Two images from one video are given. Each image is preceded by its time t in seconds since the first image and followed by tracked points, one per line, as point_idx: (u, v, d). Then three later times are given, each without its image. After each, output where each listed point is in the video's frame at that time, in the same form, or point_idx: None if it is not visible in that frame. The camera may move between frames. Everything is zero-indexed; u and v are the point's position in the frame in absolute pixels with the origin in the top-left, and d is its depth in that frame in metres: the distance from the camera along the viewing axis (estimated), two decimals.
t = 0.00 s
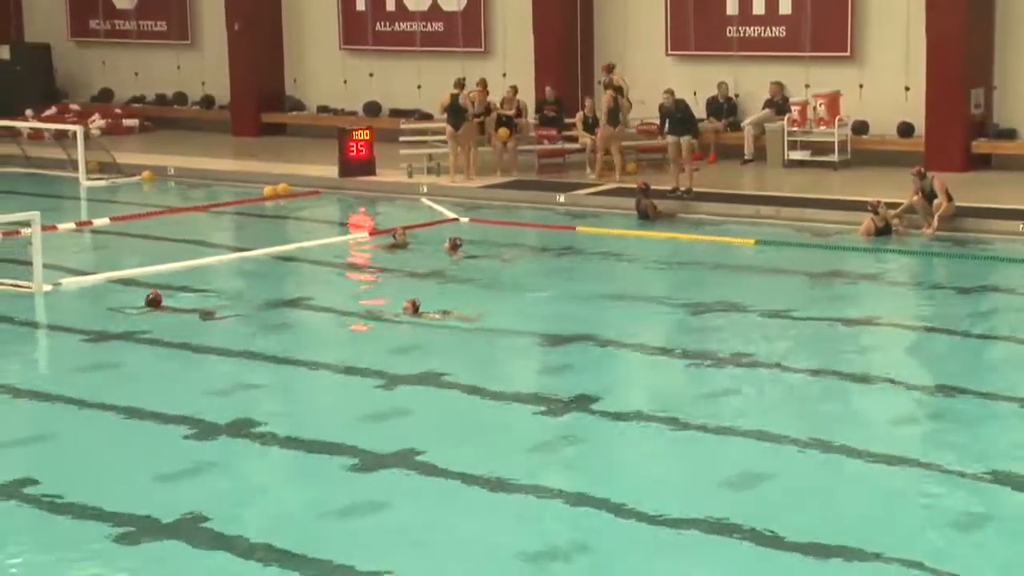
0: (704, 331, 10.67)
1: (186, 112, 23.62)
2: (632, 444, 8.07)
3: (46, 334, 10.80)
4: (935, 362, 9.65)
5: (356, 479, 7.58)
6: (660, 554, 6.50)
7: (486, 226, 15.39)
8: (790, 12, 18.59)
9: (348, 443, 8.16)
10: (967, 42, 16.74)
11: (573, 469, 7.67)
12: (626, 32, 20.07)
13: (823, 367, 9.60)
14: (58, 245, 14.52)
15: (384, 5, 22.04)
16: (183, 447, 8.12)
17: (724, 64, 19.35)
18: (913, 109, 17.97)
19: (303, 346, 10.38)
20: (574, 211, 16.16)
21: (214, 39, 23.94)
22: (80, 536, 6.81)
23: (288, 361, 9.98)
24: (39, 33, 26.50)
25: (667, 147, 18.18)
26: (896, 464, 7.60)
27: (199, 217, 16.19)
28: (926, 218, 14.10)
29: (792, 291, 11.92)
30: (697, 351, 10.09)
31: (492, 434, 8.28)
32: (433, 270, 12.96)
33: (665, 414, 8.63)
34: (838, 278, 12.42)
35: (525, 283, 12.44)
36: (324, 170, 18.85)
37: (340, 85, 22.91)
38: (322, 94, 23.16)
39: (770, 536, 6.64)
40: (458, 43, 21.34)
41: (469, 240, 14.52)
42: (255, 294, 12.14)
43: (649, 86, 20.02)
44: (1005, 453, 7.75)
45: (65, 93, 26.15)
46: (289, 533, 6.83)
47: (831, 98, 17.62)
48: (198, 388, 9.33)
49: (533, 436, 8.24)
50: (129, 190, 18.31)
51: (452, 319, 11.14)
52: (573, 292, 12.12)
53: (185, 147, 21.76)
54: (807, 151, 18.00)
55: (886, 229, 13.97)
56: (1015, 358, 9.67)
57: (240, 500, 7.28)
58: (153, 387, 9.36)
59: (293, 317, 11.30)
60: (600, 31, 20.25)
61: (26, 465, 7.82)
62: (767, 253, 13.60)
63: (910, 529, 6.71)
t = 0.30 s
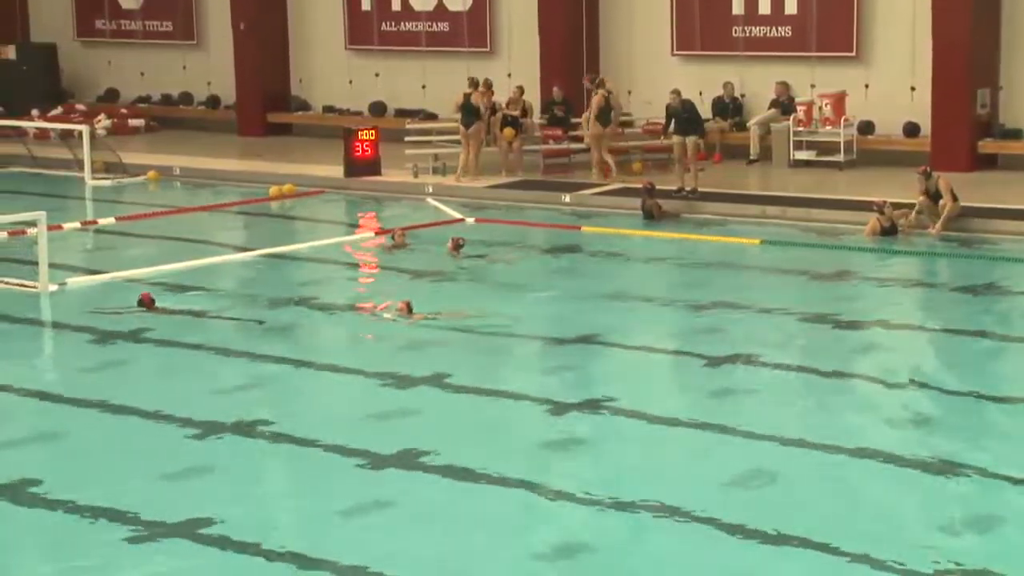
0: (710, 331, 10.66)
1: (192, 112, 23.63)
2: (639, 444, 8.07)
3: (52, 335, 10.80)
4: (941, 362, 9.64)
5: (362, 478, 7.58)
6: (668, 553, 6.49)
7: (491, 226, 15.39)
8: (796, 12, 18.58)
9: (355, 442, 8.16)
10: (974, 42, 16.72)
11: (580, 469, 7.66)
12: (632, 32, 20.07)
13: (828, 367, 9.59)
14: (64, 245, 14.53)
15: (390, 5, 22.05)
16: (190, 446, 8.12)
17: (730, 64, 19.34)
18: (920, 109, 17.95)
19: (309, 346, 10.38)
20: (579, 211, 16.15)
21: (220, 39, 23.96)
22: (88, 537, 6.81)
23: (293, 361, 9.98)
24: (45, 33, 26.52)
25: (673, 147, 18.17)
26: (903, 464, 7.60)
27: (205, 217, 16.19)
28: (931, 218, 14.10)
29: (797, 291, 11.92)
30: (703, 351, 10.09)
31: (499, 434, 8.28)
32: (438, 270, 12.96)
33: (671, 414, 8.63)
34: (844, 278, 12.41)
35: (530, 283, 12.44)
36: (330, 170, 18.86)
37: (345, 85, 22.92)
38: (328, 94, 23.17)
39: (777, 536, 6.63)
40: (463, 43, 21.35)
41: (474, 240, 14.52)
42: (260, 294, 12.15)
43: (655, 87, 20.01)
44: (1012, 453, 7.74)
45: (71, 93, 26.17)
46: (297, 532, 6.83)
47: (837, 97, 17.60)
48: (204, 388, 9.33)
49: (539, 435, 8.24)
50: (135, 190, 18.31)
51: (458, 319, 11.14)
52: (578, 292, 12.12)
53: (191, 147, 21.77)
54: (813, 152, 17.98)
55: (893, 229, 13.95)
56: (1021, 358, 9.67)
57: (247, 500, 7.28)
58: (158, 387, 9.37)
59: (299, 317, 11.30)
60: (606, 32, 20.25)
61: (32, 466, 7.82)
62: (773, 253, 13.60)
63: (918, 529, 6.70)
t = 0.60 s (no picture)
0: (722, 331, 10.65)
1: (204, 112, 23.66)
2: (649, 445, 8.06)
3: (64, 334, 10.82)
4: (954, 362, 9.64)
5: (373, 478, 7.58)
6: (679, 555, 6.49)
7: (503, 226, 15.39)
8: (808, 12, 18.54)
9: (365, 442, 8.17)
10: (987, 42, 16.69)
11: (591, 470, 7.66)
12: (644, 31, 20.04)
13: (840, 367, 9.59)
14: (76, 245, 14.55)
15: (402, 5, 22.06)
16: (201, 447, 8.12)
17: (742, 64, 19.32)
18: (932, 110, 17.92)
19: (321, 346, 10.40)
20: (591, 211, 16.15)
21: (232, 39, 23.99)
22: (98, 537, 6.81)
23: (306, 361, 9.99)
24: (57, 33, 26.57)
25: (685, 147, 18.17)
26: (914, 466, 7.59)
27: (217, 216, 16.20)
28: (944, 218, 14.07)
29: (809, 291, 11.91)
30: (715, 351, 10.08)
31: (510, 434, 8.28)
32: (451, 270, 12.97)
33: (681, 414, 8.63)
34: (856, 278, 12.40)
35: (541, 283, 12.44)
36: (342, 170, 18.87)
37: (357, 85, 22.94)
38: (340, 94, 23.18)
39: (787, 538, 6.63)
40: (475, 43, 21.35)
41: (486, 240, 14.52)
42: (272, 294, 12.16)
43: (666, 87, 19.99)
44: None
45: (83, 93, 26.23)
46: (307, 532, 6.84)
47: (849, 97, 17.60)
48: (216, 387, 9.34)
49: (550, 435, 8.24)
50: (147, 190, 18.34)
51: (470, 319, 11.14)
52: (590, 292, 12.12)
53: (203, 147, 21.79)
54: (825, 151, 17.96)
55: (905, 229, 13.93)
56: None
57: (258, 499, 7.29)
58: (171, 386, 9.37)
59: (310, 316, 11.31)
60: (618, 32, 20.24)
61: (43, 466, 7.83)
62: (785, 253, 13.58)
63: (929, 532, 6.70)
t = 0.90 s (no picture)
0: (734, 332, 10.63)
1: (216, 112, 23.69)
2: (659, 444, 8.06)
3: (77, 334, 10.84)
4: (967, 362, 9.61)
5: (384, 478, 7.58)
6: (691, 555, 6.48)
7: (515, 226, 15.37)
8: (820, 12, 18.51)
9: (378, 442, 8.16)
10: (1000, 42, 16.65)
11: (602, 469, 7.65)
12: (656, 31, 20.02)
13: (852, 367, 9.57)
14: (88, 245, 14.56)
15: (414, 5, 22.07)
16: (212, 447, 8.12)
17: (755, 64, 19.29)
18: (945, 109, 17.88)
19: (333, 345, 10.40)
20: (602, 211, 16.14)
21: (244, 39, 24.02)
22: (111, 536, 6.81)
23: (318, 361, 9.99)
24: (70, 33, 26.62)
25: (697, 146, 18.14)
26: (926, 466, 7.58)
27: (228, 216, 16.21)
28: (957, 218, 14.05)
29: (822, 291, 11.89)
30: (728, 351, 10.06)
31: (521, 434, 8.27)
32: (463, 270, 12.96)
33: (694, 414, 8.61)
34: (869, 278, 12.37)
35: (553, 283, 12.44)
36: (353, 170, 18.88)
37: (369, 85, 22.96)
38: (351, 94, 23.19)
39: (800, 538, 6.61)
40: (487, 43, 21.35)
41: (498, 240, 14.51)
42: (284, 293, 12.16)
43: (678, 87, 19.97)
44: None
45: (96, 93, 26.27)
46: (319, 531, 6.84)
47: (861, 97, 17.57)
48: (228, 387, 9.35)
49: (561, 435, 8.23)
50: (159, 189, 18.35)
51: (481, 318, 11.13)
52: (602, 292, 12.11)
53: (216, 147, 21.81)
54: (837, 151, 17.92)
55: (918, 229, 13.90)
56: None
57: (269, 499, 7.28)
58: (183, 386, 9.37)
59: (320, 316, 11.30)
60: (629, 32, 20.23)
61: (56, 465, 7.83)
62: (797, 253, 13.56)
63: (942, 532, 6.68)
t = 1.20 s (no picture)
0: (745, 332, 10.62)
1: (227, 112, 23.73)
2: (671, 444, 8.06)
3: (89, 333, 10.86)
4: (979, 362, 9.59)
5: (395, 477, 7.59)
6: (701, 554, 6.47)
7: (526, 226, 15.36)
8: (832, 12, 18.49)
9: (390, 441, 8.17)
10: (1012, 41, 16.62)
11: (614, 469, 7.66)
12: (667, 31, 20.00)
13: (864, 367, 9.55)
14: (100, 244, 14.59)
15: (425, 5, 22.08)
16: (223, 447, 8.14)
17: (766, 64, 19.27)
18: (956, 109, 17.85)
19: (344, 345, 10.40)
20: (613, 211, 16.13)
21: (255, 40, 24.05)
22: (124, 534, 6.83)
23: (328, 360, 9.99)
24: (82, 33, 26.68)
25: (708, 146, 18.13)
26: (937, 467, 7.56)
27: (239, 216, 16.22)
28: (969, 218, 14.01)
29: (833, 291, 11.87)
30: (739, 351, 10.05)
31: (532, 434, 8.27)
32: (473, 270, 12.96)
33: (705, 413, 8.61)
34: (881, 277, 12.35)
35: (563, 283, 12.44)
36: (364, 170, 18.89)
37: (380, 85, 22.97)
38: (362, 94, 23.21)
39: (811, 538, 6.61)
40: (498, 43, 21.35)
41: (509, 240, 14.51)
42: (295, 293, 12.18)
43: (689, 87, 19.95)
44: None
45: (107, 93, 26.33)
46: (330, 531, 6.84)
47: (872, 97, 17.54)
48: (239, 387, 9.37)
49: (571, 435, 8.23)
50: (171, 189, 18.38)
51: (492, 318, 11.13)
52: (613, 292, 12.10)
53: (227, 147, 21.84)
54: (848, 152, 17.90)
55: (930, 229, 13.87)
56: None
57: (280, 499, 7.29)
58: (194, 386, 9.39)
59: (331, 316, 11.30)
60: (640, 32, 20.21)
61: (68, 465, 7.85)
62: (808, 253, 13.54)
63: (952, 533, 6.67)
